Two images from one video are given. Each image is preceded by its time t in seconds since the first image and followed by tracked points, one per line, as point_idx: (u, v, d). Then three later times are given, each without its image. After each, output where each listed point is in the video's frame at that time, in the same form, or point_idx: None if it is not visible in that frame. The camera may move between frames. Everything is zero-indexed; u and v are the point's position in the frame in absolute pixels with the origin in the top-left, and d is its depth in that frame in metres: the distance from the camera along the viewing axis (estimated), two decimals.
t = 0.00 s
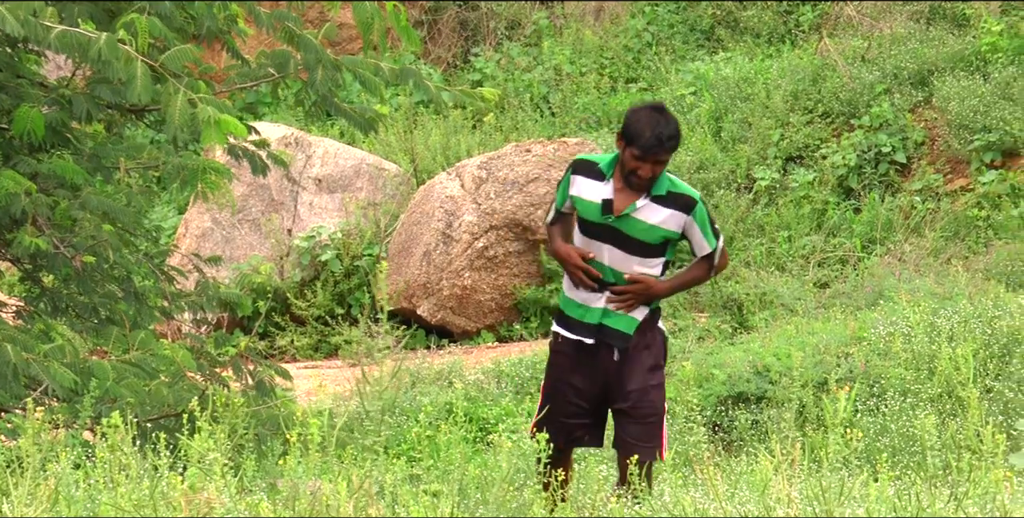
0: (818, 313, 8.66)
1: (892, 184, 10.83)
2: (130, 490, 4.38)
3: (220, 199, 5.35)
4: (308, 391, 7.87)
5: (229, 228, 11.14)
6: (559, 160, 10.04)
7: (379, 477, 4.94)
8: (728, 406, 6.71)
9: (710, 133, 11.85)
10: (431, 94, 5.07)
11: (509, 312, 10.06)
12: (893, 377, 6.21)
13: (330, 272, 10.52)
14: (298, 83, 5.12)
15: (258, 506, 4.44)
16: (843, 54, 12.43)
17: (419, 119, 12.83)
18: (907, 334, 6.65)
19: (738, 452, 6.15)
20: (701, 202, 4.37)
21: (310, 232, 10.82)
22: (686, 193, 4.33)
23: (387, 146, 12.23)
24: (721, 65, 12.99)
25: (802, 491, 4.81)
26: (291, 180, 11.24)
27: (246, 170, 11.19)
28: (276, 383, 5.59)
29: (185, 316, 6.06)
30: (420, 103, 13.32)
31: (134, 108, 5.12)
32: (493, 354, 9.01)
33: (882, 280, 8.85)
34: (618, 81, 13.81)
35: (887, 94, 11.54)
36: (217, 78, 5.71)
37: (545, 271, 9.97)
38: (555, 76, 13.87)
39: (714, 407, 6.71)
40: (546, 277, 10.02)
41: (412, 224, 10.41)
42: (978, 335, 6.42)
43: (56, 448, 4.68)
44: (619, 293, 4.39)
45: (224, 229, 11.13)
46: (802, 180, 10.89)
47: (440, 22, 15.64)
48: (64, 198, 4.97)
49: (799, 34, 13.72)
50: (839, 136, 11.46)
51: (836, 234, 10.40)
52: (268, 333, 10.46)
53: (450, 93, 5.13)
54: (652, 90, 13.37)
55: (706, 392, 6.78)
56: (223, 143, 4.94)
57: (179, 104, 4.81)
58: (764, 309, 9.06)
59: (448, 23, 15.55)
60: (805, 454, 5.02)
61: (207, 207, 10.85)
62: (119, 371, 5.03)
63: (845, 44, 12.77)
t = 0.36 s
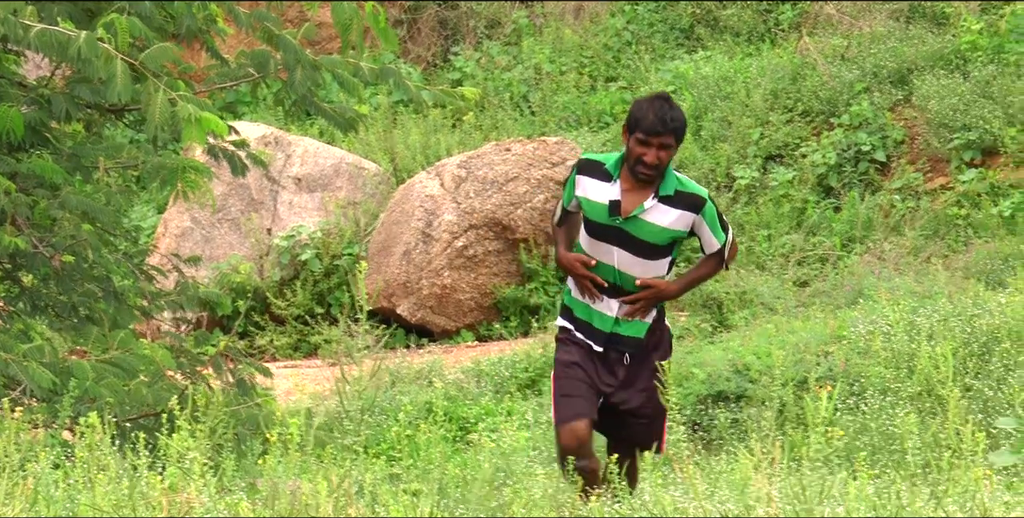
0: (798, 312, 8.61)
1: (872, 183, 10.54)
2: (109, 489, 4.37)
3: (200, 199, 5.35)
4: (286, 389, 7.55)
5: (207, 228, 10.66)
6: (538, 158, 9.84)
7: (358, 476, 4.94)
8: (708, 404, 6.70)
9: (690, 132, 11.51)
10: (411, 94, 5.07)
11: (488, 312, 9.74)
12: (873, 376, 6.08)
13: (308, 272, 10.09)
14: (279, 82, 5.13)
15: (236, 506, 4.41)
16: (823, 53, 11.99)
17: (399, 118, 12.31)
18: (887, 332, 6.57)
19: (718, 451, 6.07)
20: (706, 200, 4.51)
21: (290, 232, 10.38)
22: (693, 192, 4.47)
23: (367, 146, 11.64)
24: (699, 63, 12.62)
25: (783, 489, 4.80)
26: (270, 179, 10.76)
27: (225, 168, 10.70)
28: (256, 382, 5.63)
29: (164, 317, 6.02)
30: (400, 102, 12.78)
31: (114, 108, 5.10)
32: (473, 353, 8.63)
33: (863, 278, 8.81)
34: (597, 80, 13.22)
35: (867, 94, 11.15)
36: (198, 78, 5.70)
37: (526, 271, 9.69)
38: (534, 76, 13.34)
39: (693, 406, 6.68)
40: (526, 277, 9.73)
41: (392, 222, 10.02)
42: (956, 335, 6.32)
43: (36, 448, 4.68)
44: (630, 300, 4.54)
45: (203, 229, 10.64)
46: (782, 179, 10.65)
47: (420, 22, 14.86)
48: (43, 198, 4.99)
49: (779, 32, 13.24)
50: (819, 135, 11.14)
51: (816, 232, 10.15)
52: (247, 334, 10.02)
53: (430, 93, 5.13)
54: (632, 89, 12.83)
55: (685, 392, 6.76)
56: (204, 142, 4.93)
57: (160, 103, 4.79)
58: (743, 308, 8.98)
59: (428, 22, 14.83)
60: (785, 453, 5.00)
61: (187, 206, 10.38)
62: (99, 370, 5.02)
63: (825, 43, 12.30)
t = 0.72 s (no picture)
0: (769, 311, 8.52)
1: (843, 182, 10.36)
2: (81, 490, 4.37)
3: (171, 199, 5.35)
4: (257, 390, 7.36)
5: (179, 228, 10.53)
6: (509, 158, 9.75)
7: (330, 476, 4.94)
8: (679, 403, 6.68)
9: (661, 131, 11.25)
10: (381, 92, 5.08)
11: (460, 311, 9.70)
12: (844, 375, 6.06)
13: (280, 272, 9.89)
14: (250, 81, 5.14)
15: (209, 507, 4.41)
16: (793, 52, 11.92)
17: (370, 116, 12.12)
18: (857, 330, 6.54)
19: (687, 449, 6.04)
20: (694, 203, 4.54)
21: (260, 232, 10.16)
22: (688, 201, 4.48)
23: (338, 145, 11.44)
24: (670, 63, 12.41)
25: (754, 488, 4.80)
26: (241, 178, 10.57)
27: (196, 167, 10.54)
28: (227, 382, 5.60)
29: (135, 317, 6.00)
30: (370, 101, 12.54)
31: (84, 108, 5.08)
32: (444, 353, 8.55)
33: (833, 278, 8.73)
34: (568, 79, 13.20)
35: (836, 93, 10.92)
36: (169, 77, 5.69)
37: (497, 270, 9.65)
38: (505, 75, 13.23)
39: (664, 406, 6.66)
40: (497, 276, 9.69)
41: (362, 222, 9.93)
42: (928, 334, 6.25)
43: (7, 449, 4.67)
44: (625, 307, 4.48)
45: (174, 229, 10.53)
46: (753, 178, 10.45)
47: (390, 21, 14.72)
48: (13, 197, 5.01)
49: (749, 32, 13.09)
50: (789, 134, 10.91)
51: (787, 231, 10.03)
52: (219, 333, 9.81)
53: (400, 92, 5.14)
54: (603, 89, 12.74)
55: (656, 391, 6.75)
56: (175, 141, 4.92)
57: (130, 103, 4.77)
58: (714, 307, 8.91)
59: (398, 21, 14.66)
60: (756, 452, 5.00)
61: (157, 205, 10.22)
62: (70, 371, 5.00)
63: (796, 42, 12.22)
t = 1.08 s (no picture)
0: (745, 311, 8.45)
1: (819, 181, 10.44)
2: (57, 490, 4.38)
3: (147, 198, 5.35)
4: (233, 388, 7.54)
5: (154, 227, 10.27)
6: (484, 157, 9.81)
7: (306, 476, 4.92)
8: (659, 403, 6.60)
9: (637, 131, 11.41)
10: (358, 91, 5.08)
11: (435, 311, 9.68)
12: (818, 374, 6.07)
13: (255, 273, 9.89)
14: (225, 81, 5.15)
15: (184, 506, 4.40)
16: (768, 52, 12.00)
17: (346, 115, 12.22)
18: (833, 329, 6.52)
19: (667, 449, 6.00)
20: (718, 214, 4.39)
21: (236, 232, 10.09)
22: (710, 211, 4.33)
23: (314, 143, 11.49)
24: (646, 62, 12.47)
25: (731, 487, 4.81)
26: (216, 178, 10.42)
27: (170, 166, 10.35)
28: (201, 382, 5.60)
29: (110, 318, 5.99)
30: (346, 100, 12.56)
31: (59, 108, 5.08)
32: (421, 353, 8.37)
33: (809, 277, 8.69)
34: (543, 79, 13.16)
35: (811, 93, 11.08)
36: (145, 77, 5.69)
37: (472, 269, 9.68)
38: (480, 75, 13.12)
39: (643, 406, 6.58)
40: (473, 276, 9.73)
41: (337, 222, 9.92)
42: (903, 332, 6.25)
43: None
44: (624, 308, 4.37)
45: (149, 228, 10.26)
46: (728, 178, 10.41)
47: (366, 21, 14.65)
48: None
49: (725, 31, 13.10)
50: (764, 133, 11.02)
51: (762, 231, 9.99)
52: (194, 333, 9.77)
53: (378, 90, 5.14)
54: (578, 88, 12.76)
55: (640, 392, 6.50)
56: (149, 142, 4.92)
57: (103, 106, 4.77)
58: (690, 307, 8.78)
59: (374, 20, 14.60)
60: (732, 452, 5.01)
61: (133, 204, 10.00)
62: (44, 371, 4.99)
63: (771, 41, 12.28)
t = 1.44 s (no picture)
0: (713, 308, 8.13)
1: (787, 181, 10.44)
2: (25, 492, 4.36)
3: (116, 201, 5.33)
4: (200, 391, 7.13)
5: (122, 228, 10.15)
6: (453, 157, 9.55)
7: (275, 477, 4.90)
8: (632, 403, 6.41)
9: (605, 131, 11.31)
10: (328, 92, 5.11)
11: (404, 311, 9.39)
12: (787, 373, 6.08)
13: (224, 272, 9.55)
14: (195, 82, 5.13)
15: (153, 507, 4.38)
16: (737, 51, 11.98)
17: (315, 117, 12.08)
18: (803, 329, 6.54)
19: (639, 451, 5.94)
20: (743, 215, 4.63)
21: (205, 232, 9.88)
22: (735, 214, 4.57)
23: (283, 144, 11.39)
24: (614, 61, 12.56)
25: (701, 486, 4.81)
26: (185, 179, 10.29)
27: (139, 167, 10.28)
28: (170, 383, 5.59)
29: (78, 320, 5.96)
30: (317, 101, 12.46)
31: (27, 109, 5.05)
32: (389, 354, 8.10)
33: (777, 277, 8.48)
34: (512, 79, 13.10)
35: (780, 92, 11.15)
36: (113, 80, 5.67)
37: (442, 269, 9.41)
38: (449, 75, 13.11)
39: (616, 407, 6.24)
40: (443, 276, 9.45)
41: (307, 222, 9.61)
42: (872, 332, 6.31)
43: None
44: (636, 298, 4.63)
45: (118, 229, 10.14)
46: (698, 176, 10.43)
47: (335, 21, 14.50)
48: None
49: (693, 30, 13.24)
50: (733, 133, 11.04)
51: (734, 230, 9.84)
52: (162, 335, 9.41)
53: (347, 91, 5.16)
54: (547, 88, 12.73)
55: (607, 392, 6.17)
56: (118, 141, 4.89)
57: (71, 104, 4.73)
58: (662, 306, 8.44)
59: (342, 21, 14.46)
60: (702, 451, 4.99)
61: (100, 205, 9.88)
62: (13, 371, 4.97)
63: (739, 41, 12.28)
